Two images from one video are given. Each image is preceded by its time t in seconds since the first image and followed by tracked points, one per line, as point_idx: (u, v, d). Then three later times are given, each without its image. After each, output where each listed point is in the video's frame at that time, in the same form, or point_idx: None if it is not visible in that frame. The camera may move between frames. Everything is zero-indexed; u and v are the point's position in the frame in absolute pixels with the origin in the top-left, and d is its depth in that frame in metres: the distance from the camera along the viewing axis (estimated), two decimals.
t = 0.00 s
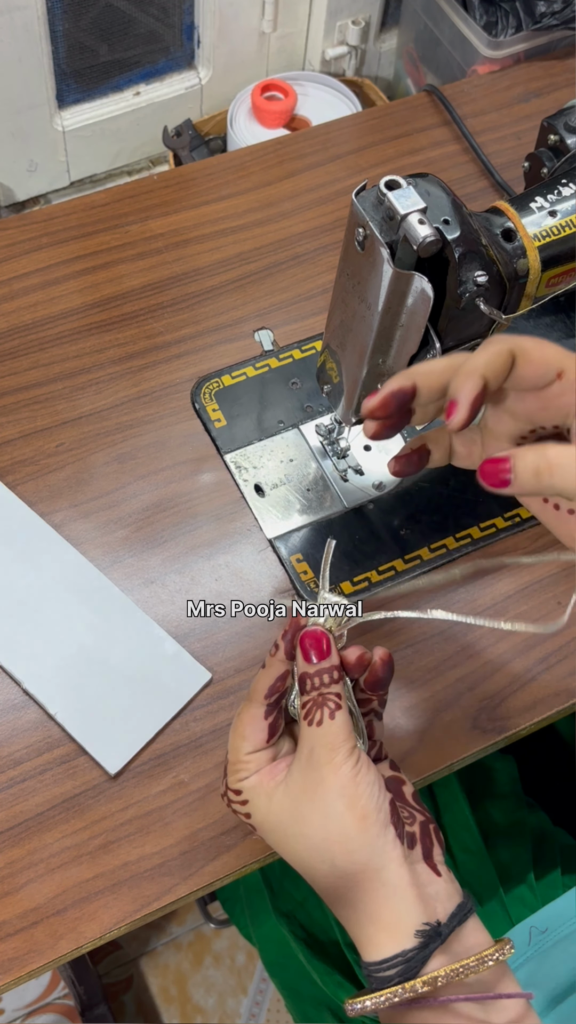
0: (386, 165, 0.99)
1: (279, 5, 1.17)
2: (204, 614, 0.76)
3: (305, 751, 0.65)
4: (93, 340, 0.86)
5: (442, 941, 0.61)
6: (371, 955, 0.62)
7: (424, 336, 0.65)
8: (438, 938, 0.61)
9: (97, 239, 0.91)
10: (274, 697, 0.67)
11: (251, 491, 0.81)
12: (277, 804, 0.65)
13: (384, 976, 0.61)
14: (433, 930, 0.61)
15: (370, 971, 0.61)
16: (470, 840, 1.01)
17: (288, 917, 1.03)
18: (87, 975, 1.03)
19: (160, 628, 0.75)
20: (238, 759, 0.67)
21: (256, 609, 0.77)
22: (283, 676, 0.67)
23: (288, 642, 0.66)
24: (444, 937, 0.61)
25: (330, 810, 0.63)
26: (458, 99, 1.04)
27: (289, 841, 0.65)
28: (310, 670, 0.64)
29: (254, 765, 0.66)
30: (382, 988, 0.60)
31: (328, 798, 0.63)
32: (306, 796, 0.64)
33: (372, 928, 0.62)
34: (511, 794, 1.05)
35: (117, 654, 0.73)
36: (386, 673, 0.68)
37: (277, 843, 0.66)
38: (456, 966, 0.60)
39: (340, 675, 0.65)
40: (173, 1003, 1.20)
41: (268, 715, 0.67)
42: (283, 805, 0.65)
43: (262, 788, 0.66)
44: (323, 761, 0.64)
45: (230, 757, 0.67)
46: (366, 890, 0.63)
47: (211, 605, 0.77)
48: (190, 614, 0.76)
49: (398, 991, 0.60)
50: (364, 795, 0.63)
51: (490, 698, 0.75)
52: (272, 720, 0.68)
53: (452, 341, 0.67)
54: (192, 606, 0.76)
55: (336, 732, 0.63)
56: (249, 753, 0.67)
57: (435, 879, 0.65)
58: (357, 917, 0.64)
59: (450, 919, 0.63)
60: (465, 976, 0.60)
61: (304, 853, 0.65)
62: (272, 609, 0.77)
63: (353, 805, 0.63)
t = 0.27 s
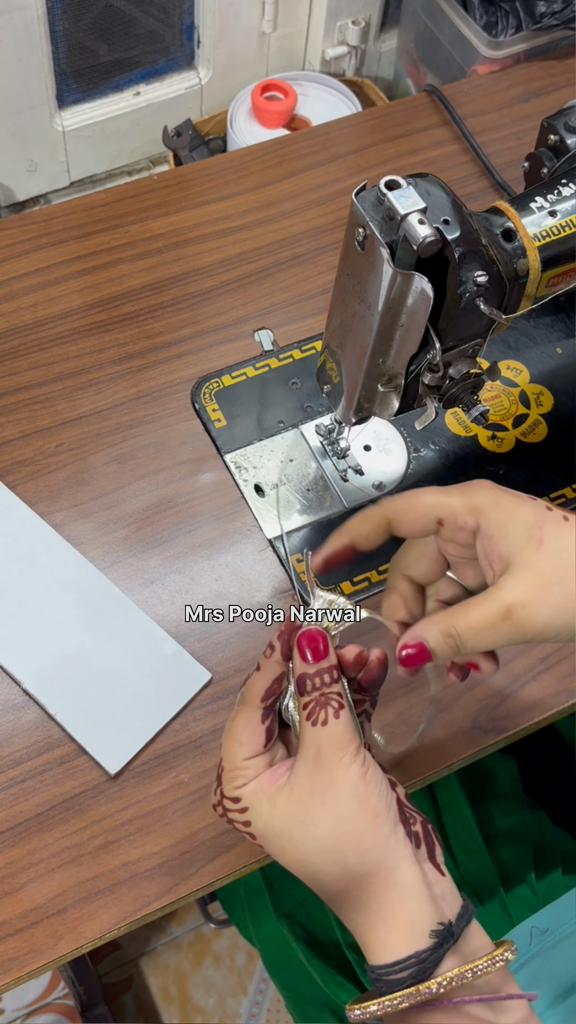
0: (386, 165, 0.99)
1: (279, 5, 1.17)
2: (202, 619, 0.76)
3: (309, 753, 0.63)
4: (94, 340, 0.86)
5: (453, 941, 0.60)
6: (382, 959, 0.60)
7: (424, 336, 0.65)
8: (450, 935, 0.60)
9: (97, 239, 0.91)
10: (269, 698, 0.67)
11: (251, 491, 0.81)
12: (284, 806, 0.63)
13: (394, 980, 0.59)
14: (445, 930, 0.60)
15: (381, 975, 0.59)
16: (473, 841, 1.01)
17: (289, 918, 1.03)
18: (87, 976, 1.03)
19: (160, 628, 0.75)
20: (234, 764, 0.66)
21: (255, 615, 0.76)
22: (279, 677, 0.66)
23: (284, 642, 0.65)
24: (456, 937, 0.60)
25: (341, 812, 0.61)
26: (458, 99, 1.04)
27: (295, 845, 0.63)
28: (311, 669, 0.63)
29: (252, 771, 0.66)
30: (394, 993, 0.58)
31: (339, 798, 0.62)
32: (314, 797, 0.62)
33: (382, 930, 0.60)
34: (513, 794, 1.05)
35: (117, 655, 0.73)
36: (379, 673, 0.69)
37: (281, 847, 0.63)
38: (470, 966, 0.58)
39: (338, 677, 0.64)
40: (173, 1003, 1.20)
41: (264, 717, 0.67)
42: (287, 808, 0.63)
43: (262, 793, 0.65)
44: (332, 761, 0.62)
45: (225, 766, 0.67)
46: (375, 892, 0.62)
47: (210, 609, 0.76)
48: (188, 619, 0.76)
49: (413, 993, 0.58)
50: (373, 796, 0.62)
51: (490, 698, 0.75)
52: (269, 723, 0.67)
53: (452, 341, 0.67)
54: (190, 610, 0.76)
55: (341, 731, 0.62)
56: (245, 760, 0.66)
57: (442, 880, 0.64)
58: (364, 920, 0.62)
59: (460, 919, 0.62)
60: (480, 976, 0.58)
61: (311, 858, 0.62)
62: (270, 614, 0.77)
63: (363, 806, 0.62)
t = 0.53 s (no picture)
0: (386, 165, 0.99)
1: (279, 5, 1.17)
2: (200, 624, 0.76)
3: (353, 732, 0.62)
4: (94, 340, 0.86)
5: (476, 935, 0.60)
6: (405, 951, 0.59)
7: (424, 336, 0.65)
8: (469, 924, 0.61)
9: (97, 239, 0.91)
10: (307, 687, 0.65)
11: (251, 491, 0.81)
12: (322, 785, 0.61)
13: (419, 975, 0.58)
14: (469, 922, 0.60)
15: (407, 967, 0.58)
16: (472, 840, 1.01)
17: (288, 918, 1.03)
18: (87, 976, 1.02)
19: (160, 628, 0.75)
20: (268, 736, 0.64)
21: (252, 619, 0.76)
22: (319, 660, 0.65)
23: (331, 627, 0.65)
24: (477, 932, 0.60)
25: (385, 793, 0.61)
26: (458, 99, 1.04)
27: (330, 826, 0.61)
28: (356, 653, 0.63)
29: (284, 746, 0.64)
30: (417, 987, 0.58)
31: (383, 780, 0.61)
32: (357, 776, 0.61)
33: (408, 921, 0.60)
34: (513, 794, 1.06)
35: (117, 655, 0.73)
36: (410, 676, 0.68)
37: (315, 827, 0.61)
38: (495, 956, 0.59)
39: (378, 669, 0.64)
40: (173, 1003, 1.20)
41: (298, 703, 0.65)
42: (326, 786, 0.61)
43: (296, 769, 0.63)
44: (377, 741, 0.61)
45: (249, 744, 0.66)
46: (400, 882, 0.61)
47: (208, 614, 0.76)
48: (186, 624, 0.76)
49: (439, 984, 0.57)
50: (412, 781, 0.62)
51: (490, 698, 0.75)
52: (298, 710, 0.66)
53: (452, 341, 0.67)
54: (188, 615, 0.76)
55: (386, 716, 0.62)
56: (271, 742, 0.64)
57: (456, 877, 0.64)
58: (384, 912, 0.61)
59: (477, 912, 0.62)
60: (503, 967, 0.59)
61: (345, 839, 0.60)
62: (268, 619, 0.76)
63: (405, 790, 0.61)
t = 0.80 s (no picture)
0: (386, 165, 0.99)
1: (279, 5, 1.17)
2: (199, 629, 0.76)
3: (373, 728, 0.61)
4: (94, 340, 0.86)
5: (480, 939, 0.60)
6: (407, 955, 0.58)
7: (424, 336, 0.65)
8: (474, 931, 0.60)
9: (97, 239, 0.91)
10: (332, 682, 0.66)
11: (251, 491, 0.81)
12: (338, 776, 0.61)
13: (421, 977, 0.58)
14: (473, 929, 0.60)
15: (409, 971, 0.58)
16: (473, 841, 1.01)
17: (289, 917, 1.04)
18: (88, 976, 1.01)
19: (160, 628, 0.75)
20: (287, 722, 0.65)
21: (250, 624, 0.76)
22: (344, 653, 0.65)
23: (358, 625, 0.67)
24: (481, 937, 0.60)
25: (401, 792, 0.60)
26: (458, 99, 1.04)
27: (343, 817, 0.60)
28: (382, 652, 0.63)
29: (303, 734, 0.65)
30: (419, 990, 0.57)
31: (400, 778, 0.60)
32: (374, 772, 0.61)
33: (411, 925, 0.59)
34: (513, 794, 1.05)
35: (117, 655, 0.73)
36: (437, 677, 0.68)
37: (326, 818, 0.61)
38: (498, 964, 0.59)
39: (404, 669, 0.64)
40: (173, 1003, 1.20)
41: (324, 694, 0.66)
42: (342, 778, 0.61)
43: (312, 758, 0.63)
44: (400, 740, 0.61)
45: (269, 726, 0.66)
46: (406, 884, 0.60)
47: (207, 619, 0.76)
48: (184, 629, 0.75)
49: (441, 990, 0.57)
50: (428, 784, 0.62)
51: (490, 698, 0.75)
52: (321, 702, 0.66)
53: (452, 341, 0.67)
54: (187, 620, 0.76)
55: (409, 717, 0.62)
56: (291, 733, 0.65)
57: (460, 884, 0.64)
58: (387, 914, 0.60)
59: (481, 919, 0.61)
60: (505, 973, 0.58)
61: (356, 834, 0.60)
62: (266, 624, 0.76)
63: (420, 792, 0.61)
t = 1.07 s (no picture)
0: (386, 165, 0.99)
1: (279, 5, 1.17)
2: (197, 633, 0.75)
3: (354, 753, 0.60)
4: (94, 339, 0.86)
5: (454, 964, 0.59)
6: (378, 976, 0.59)
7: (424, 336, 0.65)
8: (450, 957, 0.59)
9: (97, 239, 0.91)
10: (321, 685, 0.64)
11: (251, 491, 0.81)
12: (313, 796, 0.61)
13: (390, 998, 0.58)
14: (447, 956, 0.58)
15: (377, 992, 0.59)
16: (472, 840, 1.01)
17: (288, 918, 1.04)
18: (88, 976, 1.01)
19: (160, 628, 0.75)
20: (269, 735, 0.65)
21: (248, 629, 0.76)
22: (332, 666, 0.63)
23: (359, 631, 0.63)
24: (457, 963, 0.58)
25: (375, 824, 0.58)
26: (458, 99, 1.04)
27: (315, 841, 0.61)
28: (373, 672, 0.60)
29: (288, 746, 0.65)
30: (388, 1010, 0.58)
31: (373, 810, 0.59)
32: (344, 801, 0.59)
33: (381, 950, 0.59)
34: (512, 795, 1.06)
35: (117, 655, 0.73)
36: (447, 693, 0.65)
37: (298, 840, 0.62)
38: (472, 990, 0.58)
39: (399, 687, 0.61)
40: (173, 1003, 1.20)
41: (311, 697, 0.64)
42: (315, 801, 0.61)
43: (290, 772, 0.63)
44: (375, 771, 0.59)
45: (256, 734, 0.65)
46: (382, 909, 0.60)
47: (204, 623, 0.76)
48: (182, 634, 0.75)
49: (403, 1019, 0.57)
50: (406, 818, 0.59)
51: (489, 698, 0.75)
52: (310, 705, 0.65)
53: (452, 341, 0.67)
54: (185, 625, 0.75)
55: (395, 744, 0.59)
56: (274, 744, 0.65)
57: (447, 905, 0.61)
58: (364, 934, 0.60)
59: (461, 943, 0.60)
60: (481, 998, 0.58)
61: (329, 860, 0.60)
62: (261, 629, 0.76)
63: (395, 824, 0.59)
